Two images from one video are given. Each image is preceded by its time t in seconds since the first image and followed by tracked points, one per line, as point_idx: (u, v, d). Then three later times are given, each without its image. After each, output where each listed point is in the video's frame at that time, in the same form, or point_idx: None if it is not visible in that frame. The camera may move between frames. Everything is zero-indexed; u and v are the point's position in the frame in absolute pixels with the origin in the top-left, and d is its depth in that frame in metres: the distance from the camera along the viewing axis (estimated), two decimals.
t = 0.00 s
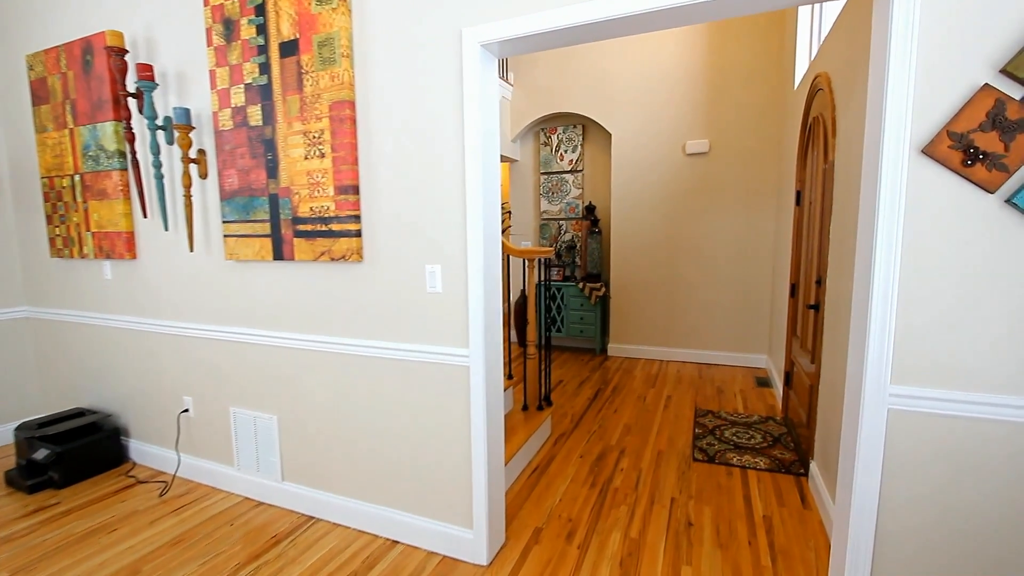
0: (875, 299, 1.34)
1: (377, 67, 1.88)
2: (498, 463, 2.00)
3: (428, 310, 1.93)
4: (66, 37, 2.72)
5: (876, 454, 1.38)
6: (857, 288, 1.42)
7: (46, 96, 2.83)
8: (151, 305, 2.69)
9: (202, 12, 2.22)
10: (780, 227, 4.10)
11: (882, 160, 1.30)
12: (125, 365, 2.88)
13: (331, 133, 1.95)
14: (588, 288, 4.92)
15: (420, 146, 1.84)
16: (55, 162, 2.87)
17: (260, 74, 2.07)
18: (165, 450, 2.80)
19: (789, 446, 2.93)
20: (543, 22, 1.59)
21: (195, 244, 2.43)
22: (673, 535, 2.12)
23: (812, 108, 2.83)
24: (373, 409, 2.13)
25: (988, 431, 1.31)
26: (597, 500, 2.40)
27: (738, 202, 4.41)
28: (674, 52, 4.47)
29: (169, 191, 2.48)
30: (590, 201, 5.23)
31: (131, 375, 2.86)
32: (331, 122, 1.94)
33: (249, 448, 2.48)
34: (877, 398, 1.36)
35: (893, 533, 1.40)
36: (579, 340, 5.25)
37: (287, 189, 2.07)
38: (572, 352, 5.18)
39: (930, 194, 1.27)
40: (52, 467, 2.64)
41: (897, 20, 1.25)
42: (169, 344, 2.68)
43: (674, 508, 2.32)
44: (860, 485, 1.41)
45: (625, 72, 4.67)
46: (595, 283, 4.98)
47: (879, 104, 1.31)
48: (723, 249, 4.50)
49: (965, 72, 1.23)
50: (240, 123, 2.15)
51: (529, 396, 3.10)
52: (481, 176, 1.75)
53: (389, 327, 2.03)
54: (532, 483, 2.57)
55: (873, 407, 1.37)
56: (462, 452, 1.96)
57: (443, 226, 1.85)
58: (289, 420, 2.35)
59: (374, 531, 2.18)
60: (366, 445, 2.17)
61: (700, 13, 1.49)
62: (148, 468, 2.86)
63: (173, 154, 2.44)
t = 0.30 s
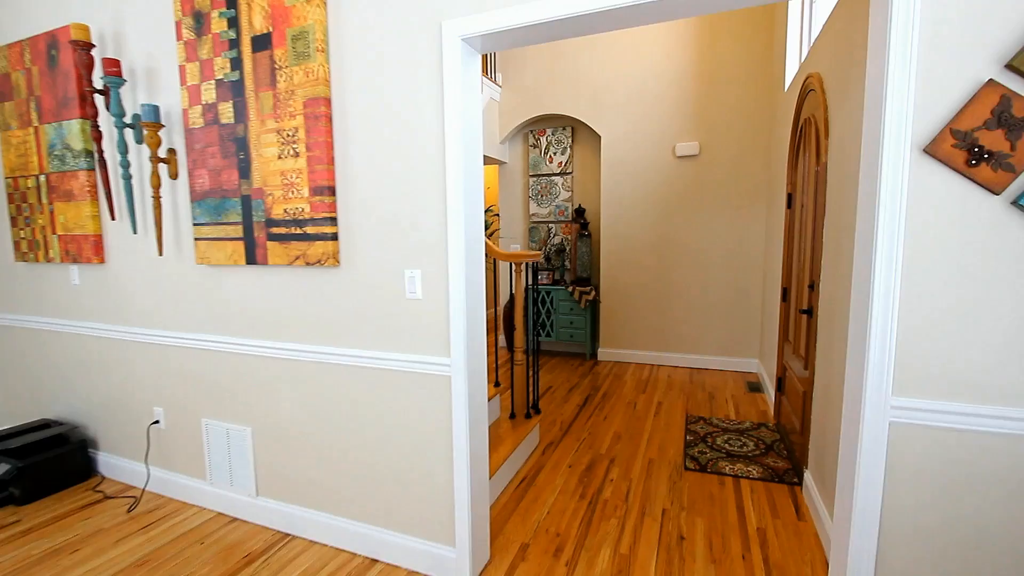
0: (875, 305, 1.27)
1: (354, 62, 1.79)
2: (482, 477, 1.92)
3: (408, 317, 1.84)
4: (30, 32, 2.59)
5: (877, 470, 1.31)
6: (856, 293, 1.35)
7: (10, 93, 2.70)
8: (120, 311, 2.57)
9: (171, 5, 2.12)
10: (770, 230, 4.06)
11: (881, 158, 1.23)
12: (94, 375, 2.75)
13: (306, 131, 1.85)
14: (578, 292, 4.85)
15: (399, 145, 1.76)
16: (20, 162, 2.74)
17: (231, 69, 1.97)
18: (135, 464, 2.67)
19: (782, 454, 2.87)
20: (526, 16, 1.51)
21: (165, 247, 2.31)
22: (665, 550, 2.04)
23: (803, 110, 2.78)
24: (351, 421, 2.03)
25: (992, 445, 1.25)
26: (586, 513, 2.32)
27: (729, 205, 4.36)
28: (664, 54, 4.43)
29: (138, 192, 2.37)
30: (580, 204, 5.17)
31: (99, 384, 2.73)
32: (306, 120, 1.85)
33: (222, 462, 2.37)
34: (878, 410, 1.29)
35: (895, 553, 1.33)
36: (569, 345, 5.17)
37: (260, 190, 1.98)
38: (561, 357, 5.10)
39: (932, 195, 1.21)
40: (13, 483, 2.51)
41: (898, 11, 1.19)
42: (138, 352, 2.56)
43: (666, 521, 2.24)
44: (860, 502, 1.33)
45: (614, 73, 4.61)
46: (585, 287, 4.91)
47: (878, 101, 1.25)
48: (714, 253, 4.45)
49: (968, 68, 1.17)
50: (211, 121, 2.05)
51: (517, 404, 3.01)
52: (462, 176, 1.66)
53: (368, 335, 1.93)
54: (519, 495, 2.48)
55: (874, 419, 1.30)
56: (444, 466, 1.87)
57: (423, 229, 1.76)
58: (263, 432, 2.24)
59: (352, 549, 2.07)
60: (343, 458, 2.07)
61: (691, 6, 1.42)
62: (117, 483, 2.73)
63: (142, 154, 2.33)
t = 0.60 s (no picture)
0: (897, 313, 1.15)
1: (330, 50, 1.66)
2: (468, 496, 1.79)
3: (388, 325, 1.72)
4: None
5: (900, 492, 1.20)
6: (873, 298, 1.24)
7: None
8: (86, 318, 2.42)
9: None
10: (767, 231, 3.96)
11: (903, 150, 1.12)
12: (59, 385, 2.59)
13: (278, 124, 1.72)
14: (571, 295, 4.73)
15: (378, 140, 1.63)
16: None
17: (199, 59, 1.84)
18: (103, 479, 2.52)
19: (783, 463, 2.77)
20: None
21: (132, 250, 2.17)
22: (665, 570, 1.92)
23: (804, 105, 2.69)
24: (330, 435, 1.90)
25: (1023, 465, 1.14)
26: (581, 529, 2.20)
27: (725, 205, 4.27)
28: (658, 51, 4.33)
29: (103, 191, 2.22)
30: (573, 204, 5.06)
31: (65, 395, 2.58)
32: (277, 112, 1.71)
33: (193, 478, 2.22)
34: (900, 427, 1.18)
35: None
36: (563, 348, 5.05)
37: (230, 188, 1.84)
38: (555, 361, 4.98)
39: (957, 192, 1.10)
40: None
41: None
42: (105, 361, 2.41)
43: (665, 537, 2.13)
44: (880, 527, 1.22)
45: (608, 71, 4.51)
46: (578, 289, 4.79)
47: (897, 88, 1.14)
48: (710, 254, 4.36)
49: (998, 51, 1.06)
50: (178, 115, 1.91)
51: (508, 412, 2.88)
52: (446, 172, 1.54)
53: (346, 344, 1.80)
54: (511, 510, 2.36)
55: (896, 438, 1.18)
56: (427, 485, 1.74)
57: (404, 229, 1.63)
58: (237, 446, 2.11)
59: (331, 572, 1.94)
60: (321, 476, 1.94)
61: None
62: (84, 499, 2.57)
63: (107, 150, 2.18)
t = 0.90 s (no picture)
0: (925, 322, 1.03)
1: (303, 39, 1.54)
2: (455, 518, 1.67)
3: (367, 336, 1.59)
4: None
5: (928, 522, 1.08)
6: (895, 307, 1.12)
7: None
8: (50, 326, 2.28)
9: None
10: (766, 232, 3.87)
11: (932, 142, 1.01)
12: (23, 398, 2.44)
13: (247, 119, 1.59)
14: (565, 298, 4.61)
15: (356, 135, 1.51)
16: None
17: (163, 49, 1.71)
18: (69, 498, 2.37)
19: (787, 474, 2.66)
20: None
21: (95, 255, 2.03)
22: None
23: (806, 101, 2.59)
24: (306, 453, 1.77)
25: None
26: (576, 549, 2.08)
27: (723, 206, 4.17)
28: (654, 49, 4.23)
29: (65, 192, 2.08)
30: (567, 205, 4.95)
31: (30, 408, 2.43)
32: (247, 106, 1.59)
33: (163, 498, 2.08)
34: (928, 450, 1.06)
35: None
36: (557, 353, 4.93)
37: (198, 188, 1.71)
38: (549, 367, 4.86)
39: (990, 190, 1.00)
40: None
41: None
42: (70, 373, 2.26)
43: (665, 557, 2.01)
44: (905, 559, 1.10)
45: (602, 69, 4.40)
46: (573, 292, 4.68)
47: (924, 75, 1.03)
48: (708, 256, 4.25)
49: None
50: (142, 110, 1.78)
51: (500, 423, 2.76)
52: (428, 170, 1.41)
53: (322, 356, 1.68)
54: (502, 528, 2.23)
55: (923, 461, 1.07)
56: (410, 507, 1.62)
57: (383, 232, 1.51)
58: (208, 464, 1.97)
59: None
60: (298, 496, 1.81)
61: None
62: (49, 519, 2.42)
63: (69, 148, 2.04)
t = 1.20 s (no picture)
0: (959, 335, 0.92)
1: (270, 24, 1.41)
2: (436, 545, 1.54)
3: (340, 348, 1.46)
4: None
5: (961, 559, 0.96)
6: (922, 318, 1.01)
7: None
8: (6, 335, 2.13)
9: None
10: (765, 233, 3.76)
11: (967, 131, 0.89)
12: None
13: (210, 111, 1.46)
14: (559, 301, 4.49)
15: (327, 129, 1.38)
16: None
17: (120, 36, 1.57)
18: (27, 518, 2.22)
19: (790, 487, 2.54)
20: None
21: (52, 260, 1.89)
22: None
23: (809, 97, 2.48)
24: (277, 474, 1.64)
25: None
26: (570, 571, 1.95)
27: (720, 206, 4.06)
28: (649, 46, 4.12)
29: (19, 192, 1.94)
30: (561, 206, 4.83)
31: None
32: (209, 97, 1.45)
33: (125, 519, 1.94)
34: (963, 479, 0.94)
35: None
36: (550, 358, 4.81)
37: (158, 187, 1.57)
38: (542, 372, 4.74)
39: None
40: None
41: None
42: (28, 385, 2.11)
43: None
44: None
45: (596, 66, 4.29)
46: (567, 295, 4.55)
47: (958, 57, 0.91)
48: (705, 258, 4.14)
49: None
50: (98, 102, 1.64)
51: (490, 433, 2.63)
52: (405, 166, 1.29)
53: (293, 369, 1.55)
54: (491, 549, 2.10)
55: (957, 491, 0.95)
56: (387, 534, 1.49)
57: (357, 234, 1.38)
58: (173, 484, 1.83)
59: None
60: (268, 520, 1.67)
61: None
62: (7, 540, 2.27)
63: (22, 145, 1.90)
